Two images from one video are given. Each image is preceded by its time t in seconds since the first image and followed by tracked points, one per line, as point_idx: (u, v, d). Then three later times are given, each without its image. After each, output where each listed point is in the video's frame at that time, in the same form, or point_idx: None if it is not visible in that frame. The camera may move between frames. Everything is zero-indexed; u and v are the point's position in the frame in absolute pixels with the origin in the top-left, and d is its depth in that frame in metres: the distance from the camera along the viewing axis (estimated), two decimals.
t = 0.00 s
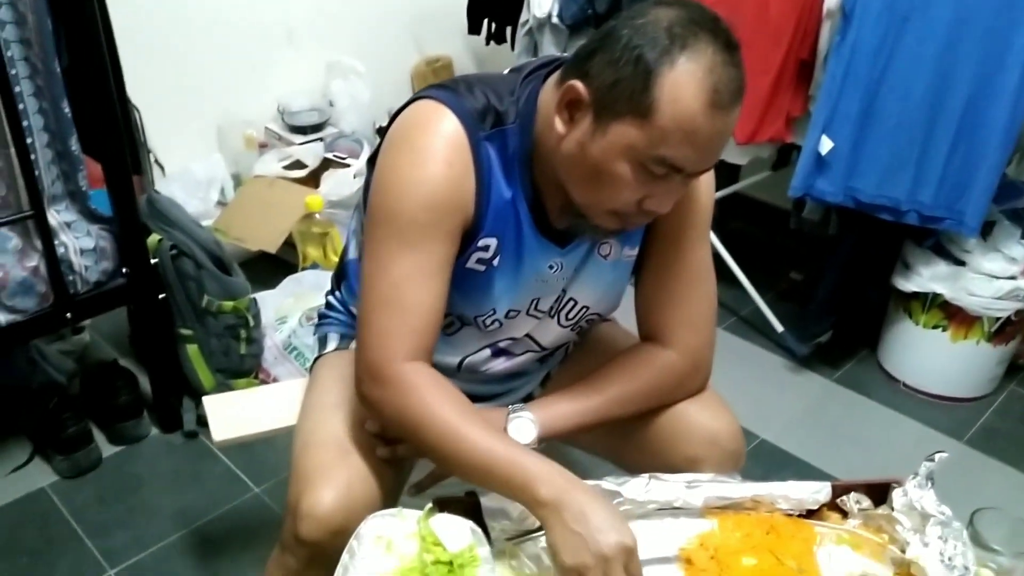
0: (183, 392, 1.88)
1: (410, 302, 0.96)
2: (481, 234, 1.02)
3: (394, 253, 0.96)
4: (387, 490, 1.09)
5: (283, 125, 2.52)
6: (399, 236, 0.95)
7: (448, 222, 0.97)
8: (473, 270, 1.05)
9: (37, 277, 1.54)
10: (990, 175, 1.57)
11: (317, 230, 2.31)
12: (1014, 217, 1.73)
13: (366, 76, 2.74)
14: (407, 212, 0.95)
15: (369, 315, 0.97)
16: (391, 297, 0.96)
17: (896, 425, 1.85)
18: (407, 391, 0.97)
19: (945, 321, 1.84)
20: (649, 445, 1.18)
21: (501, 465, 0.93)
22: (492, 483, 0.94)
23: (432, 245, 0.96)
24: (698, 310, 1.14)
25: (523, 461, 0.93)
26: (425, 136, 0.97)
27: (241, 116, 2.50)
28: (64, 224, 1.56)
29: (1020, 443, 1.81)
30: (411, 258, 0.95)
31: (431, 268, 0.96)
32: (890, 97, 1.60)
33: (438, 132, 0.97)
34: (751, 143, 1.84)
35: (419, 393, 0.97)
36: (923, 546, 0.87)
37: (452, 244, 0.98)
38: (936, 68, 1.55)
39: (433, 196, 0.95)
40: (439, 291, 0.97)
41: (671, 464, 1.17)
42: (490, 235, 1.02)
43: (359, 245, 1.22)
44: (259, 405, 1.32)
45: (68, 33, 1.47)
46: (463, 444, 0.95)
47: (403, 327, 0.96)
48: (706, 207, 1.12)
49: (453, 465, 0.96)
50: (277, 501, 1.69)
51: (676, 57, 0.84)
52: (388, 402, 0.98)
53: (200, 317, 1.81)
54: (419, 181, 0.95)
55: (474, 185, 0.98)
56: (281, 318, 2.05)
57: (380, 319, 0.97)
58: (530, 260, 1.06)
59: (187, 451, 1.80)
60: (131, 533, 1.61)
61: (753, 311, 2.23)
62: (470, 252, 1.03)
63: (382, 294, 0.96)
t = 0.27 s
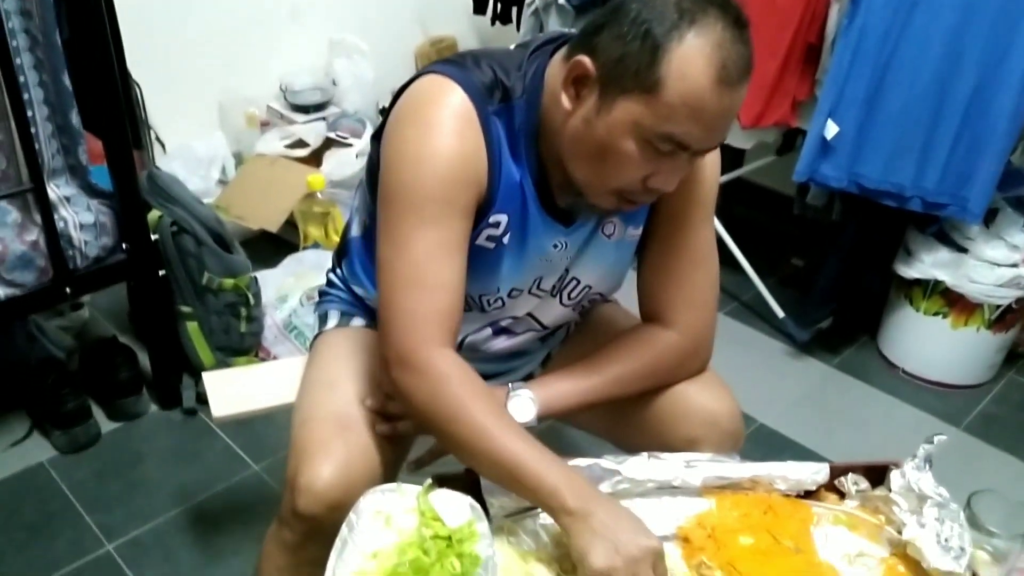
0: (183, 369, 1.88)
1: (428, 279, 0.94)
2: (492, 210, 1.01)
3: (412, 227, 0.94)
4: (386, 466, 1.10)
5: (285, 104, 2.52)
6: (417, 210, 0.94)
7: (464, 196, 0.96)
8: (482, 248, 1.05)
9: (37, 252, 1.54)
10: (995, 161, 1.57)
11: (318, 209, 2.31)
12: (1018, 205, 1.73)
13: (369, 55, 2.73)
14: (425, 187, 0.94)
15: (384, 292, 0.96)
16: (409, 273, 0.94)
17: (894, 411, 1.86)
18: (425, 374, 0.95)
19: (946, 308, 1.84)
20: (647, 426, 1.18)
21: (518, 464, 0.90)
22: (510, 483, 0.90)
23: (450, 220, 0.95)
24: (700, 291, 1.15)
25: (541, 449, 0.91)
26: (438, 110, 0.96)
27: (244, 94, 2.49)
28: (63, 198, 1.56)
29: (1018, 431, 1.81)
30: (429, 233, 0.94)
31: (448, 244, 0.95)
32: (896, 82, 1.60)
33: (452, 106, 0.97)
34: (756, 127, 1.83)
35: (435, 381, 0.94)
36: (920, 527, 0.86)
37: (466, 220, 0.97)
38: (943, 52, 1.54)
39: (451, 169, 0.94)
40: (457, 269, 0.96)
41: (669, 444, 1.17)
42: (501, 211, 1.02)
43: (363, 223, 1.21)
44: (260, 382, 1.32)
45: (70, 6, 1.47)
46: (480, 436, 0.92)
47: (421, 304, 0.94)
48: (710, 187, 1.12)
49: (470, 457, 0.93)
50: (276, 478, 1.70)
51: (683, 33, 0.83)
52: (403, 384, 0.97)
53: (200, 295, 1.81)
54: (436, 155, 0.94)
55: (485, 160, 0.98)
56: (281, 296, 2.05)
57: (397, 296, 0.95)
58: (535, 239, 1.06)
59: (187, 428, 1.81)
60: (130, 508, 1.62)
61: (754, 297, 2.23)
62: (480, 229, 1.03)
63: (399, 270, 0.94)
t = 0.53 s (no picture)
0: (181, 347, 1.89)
1: (432, 252, 0.94)
2: (494, 185, 1.01)
3: (416, 200, 0.94)
4: (385, 441, 1.10)
5: (284, 83, 2.52)
6: (421, 181, 0.94)
7: (468, 169, 0.96)
8: (484, 224, 1.05)
9: (36, 227, 1.54)
10: (997, 146, 1.56)
11: (316, 188, 2.30)
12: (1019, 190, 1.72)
13: (369, 34, 2.71)
14: (429, 159, 0.93)
15: (387, 264, 0.96)
16: (413, 246, 0.94)
17: (891, 396, 1.86)
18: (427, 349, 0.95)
19: (944, 293, 1.84)
20: (646, 404, 1.18)
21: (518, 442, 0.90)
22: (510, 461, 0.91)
23: (454, 194, 0.95)
24: (701, 270, 1.15)
25: (542, 427, 0.92)
26: (443, 82, 0.96)
27: (242, 73, 2.48)
28: (62, 173, 1.56)
29: (1014, 416, 1.82)
30: (434, 205, 0.94)
31: (452, 217, 0.95)
32: (900, 64, 1.59)
33: (457, 78, 0.96)
34: (758, 109, 1.83)
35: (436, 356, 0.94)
36: (915, 505, 0.86)
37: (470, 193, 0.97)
38: (948, 35, 1.54)
39: (456, 141, 0.94)
40: (461, 242, 0.96)
41: (668, 422, 1.18)
42: (503, 186, 1.02)
43: (364, 199, 1.21)
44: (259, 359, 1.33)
45: None
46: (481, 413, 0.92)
47: (425, 278, 0.94)
48: (713, 165, 1.12)
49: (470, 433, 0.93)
50: (274, 455, 1.70)
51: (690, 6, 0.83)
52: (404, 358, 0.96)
53: (198, 273, 1.80)
54: (440, 127, 0.93)
55: (490, 133, 0.98)
56: (280, 276, 2.05)
57: (401, 269, 0.95)
58: (538, 217, 1.06)
59: (185, 405, 1.81)
60: (128, 484, 1.62)
61: (753, 281, 2.23)
62: (483, 204, 1.03)
63: (403, 243, 0.94)
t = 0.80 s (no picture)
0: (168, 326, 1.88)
1: (422, 224, 0.94)
2: (483, 158, 1.01)
3: (406, 171, 0.94)
4: (370, 417, 1.10)
5: (274, 61, 2.50)
6: (410, 153, 0.93)
7: (458, 141, 0.95)
8: (472, 198, 1.05)
9: (18, 202, 1.53)
10: (985, 127, 1.57)
11: (306, 167, 2.27)
12: (1004, 174, 1.75)
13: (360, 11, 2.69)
14: (418, 130, 0.93)
15: (376, 236, 0.95)
16: (402, 219, 0.94)
17: (875, 378, 1.88)
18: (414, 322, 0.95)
19: (929, 276, 1.86)
20: (631, 382, 1.19)
21: (505, 416, 0.90)
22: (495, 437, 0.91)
23: (443, 166, 0.95)
24: (688, 249, 1.15)
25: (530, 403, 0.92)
26: (434, 53, 0.95)
27: (230, 49, 2.48)
28: (45, 147, 1.53)
29: (996, 398, 1.83)
30: (423, 178, 0.94)
31: (442, 190, 0.95)
32: (890, 46, 1.59)
33: (448, 49, 0.96)
34: (748, 92, 1.83)
35: (423, 330, 0.94)
36: (893, 481, 0.88)
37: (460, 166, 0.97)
38: (937, 16, 1.54)
39: (446, 112, 0.94)
40: (450, 216, 0.96)
41: (653, 401, 1.18)
42: (491, 159, 1.01)
43: (351, 175, 1.21)
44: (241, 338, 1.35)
45: None
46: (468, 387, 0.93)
47: (414, 250, 0.94)
48: (701, 143, 1.12)
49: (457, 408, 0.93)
50: (261, 434, 1.70)
51: None
52: (391, 331, 0.96)
53: (184, 250, 1.80)
54: (431, 98, 0.93)
55: (479, 105, 0.97)
56: (268, 255, 2.03)
57: (390, 241, 0.94)
58: (526, 193, 1.06)
59: (171, 383, 1.81)
60: (112, 463, 1.62)
61: (741, 264, 2.24)
62: (471, 177, 1.02)
63: (392, 215, 0.94)
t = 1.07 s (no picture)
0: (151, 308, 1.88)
1: (409, 205, 0.94)
2: (469, 138, 1.01)
3: (393, 151, 0.94)
4: (356, 397, 1.11)
5: (261, 38, 2.47)
6: (395, 133, 0.94)
7: (444, 121, 0.96)
8: (458, 177, 1.05)
9: None
10: (969, 110, 1.58)
11: (292, 146, 2.27)
12: (987, 158, 1.74)
13: None
14: (403, 109, 0.93)
15: (363, 216, 0.96)
16: (389, 199, 0.94)
17: (858, 361, 1.90)
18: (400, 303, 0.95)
19: (912, 260, 1.88)
20: (616, 362, 1.20)
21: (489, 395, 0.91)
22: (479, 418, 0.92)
23: (428, 147, 0.95)
24: (673, 230, 1.16)
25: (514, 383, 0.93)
26: (418, 30, 0.95)
27: (216, 25, 2.48)
28: (21, 123, 1.53)
29: (976, 380, 1.86)
30: (409, 159, 0.94)
31: (428, 169, 0.95)
32: (877, 28, 1.60)
33: (432, 26, 0.95)
34: (738, 75, 1.85)
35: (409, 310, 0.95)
36: (871, 459, 0.89)
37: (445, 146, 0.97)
38: None
39: (433, 92, 0.94)
40: (437, 196, 0.96)
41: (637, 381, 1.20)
42: (477, 139, 1.02)
43: (337, 153, 1.21)
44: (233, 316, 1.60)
45: None
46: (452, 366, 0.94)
47: (401, 230, 0.95)
48: (686, 125, 1.13)
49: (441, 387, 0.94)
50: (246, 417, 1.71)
51: None
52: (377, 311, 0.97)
53: (167, 231, 1.80)
54: (416, 77, 0.93)
55: (464, 80, 0.97)
56: (254, 235, 2.04)
57: (376, 221, 0.95)
58: (513, 172, 1.06)
59: (155, 365, 1.81)
60: (95, 446, 1.62)
61: (730, 248, 2.25)
62: (457, 157, 1.03)
63: (379, 194, 0.94)
